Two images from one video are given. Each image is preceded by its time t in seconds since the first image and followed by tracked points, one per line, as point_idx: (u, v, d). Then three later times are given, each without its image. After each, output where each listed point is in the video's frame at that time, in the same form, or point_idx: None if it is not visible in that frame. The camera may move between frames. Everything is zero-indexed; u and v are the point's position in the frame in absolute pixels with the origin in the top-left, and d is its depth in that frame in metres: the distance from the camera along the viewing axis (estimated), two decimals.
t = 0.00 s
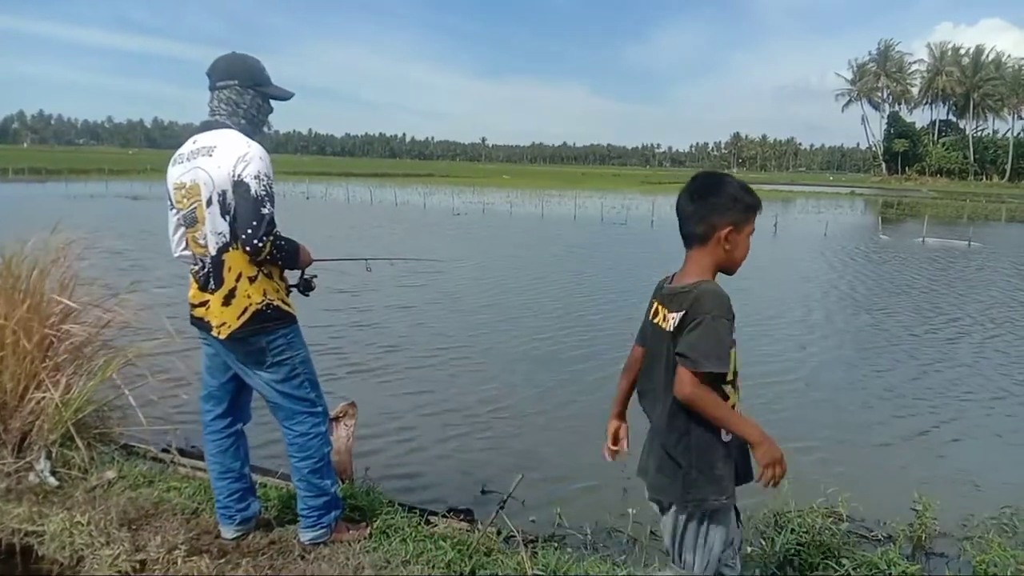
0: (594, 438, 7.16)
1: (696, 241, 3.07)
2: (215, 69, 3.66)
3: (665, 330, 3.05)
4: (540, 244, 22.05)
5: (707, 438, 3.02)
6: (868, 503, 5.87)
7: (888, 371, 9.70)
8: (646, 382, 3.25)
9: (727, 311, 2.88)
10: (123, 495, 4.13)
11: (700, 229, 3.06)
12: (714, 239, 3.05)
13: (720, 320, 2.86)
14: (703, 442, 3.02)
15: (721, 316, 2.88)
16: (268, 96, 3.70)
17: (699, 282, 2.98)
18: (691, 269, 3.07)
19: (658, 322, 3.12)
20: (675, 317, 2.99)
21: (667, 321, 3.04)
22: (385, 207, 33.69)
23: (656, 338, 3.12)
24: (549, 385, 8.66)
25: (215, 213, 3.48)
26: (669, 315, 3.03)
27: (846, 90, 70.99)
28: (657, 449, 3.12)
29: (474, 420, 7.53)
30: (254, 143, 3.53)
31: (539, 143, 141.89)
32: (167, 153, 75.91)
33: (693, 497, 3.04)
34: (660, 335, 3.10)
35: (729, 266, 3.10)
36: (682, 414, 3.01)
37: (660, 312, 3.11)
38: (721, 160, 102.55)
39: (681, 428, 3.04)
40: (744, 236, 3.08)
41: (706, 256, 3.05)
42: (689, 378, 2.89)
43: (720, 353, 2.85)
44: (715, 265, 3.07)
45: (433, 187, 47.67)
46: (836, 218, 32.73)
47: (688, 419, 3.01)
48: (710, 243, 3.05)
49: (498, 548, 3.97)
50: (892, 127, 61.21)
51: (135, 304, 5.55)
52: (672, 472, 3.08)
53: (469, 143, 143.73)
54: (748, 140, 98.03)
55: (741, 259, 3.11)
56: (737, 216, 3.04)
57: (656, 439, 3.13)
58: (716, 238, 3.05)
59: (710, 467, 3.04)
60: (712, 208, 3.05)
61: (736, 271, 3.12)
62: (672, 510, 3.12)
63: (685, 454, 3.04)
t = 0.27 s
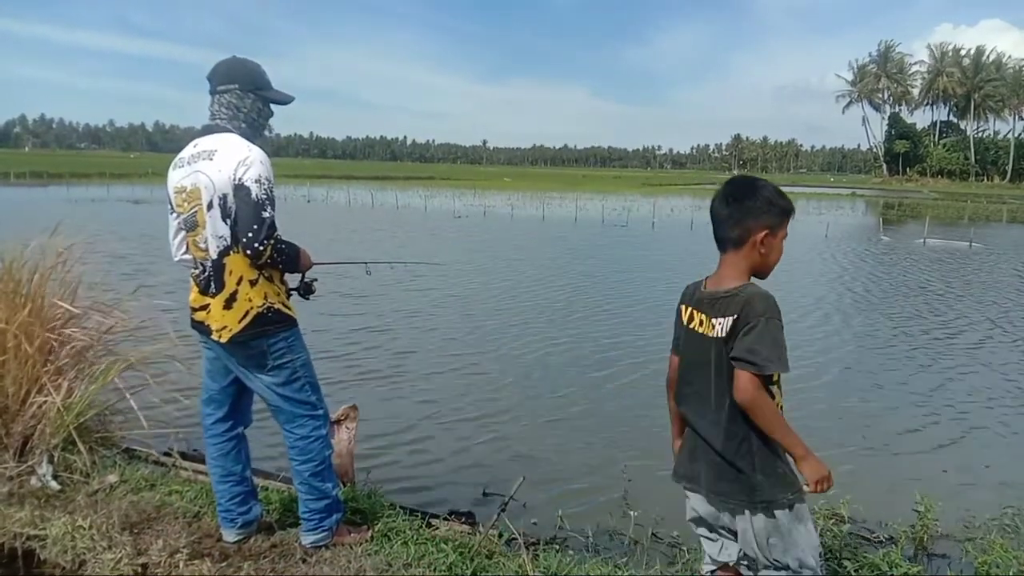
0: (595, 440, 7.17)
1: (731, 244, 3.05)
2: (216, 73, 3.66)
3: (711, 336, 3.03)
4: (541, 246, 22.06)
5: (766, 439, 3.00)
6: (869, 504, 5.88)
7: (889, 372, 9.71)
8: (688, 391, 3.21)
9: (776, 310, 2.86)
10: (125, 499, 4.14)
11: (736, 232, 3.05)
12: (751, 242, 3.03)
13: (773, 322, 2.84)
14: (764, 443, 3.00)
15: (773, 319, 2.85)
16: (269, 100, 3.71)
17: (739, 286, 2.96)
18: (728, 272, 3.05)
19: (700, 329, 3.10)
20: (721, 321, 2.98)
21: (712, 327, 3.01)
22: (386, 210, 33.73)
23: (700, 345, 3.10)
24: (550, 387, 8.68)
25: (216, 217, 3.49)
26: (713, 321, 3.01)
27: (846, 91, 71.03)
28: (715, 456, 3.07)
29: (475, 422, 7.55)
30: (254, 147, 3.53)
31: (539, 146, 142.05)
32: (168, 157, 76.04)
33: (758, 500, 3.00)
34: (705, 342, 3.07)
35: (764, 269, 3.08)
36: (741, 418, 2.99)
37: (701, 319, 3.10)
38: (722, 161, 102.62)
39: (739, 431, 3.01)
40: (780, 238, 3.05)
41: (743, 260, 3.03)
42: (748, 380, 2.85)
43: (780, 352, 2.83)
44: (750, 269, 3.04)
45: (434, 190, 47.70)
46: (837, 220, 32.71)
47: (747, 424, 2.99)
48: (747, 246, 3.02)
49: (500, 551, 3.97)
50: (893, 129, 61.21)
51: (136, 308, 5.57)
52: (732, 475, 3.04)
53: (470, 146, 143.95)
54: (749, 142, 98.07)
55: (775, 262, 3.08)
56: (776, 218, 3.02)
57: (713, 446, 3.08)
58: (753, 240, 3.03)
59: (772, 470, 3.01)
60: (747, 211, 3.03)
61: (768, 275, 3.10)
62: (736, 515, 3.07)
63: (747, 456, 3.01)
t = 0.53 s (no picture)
0: (594, 439, 7.17)
1: (760, 244, 3.15)
2: (217, 71, 3.66)
3: (747, 335, 3.11)
4: (541, 245, 22.05)
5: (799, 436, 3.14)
6: (869, 503, 5.88)
7: (888, 372, 9.71)
8: (718, 391, 3.26)
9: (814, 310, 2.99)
10: (125, 496, 4.14)
11: (764, 231, 3.15)
12: (779, 240, 3.13)
13: (814, 318, 2.97)
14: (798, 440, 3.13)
15: (815, 317, 2.98)
16: (269, 97, 3.70)
17: (775, 285, 3.07)
18: (759, 270, 3.16)
19: (732, 328, 3.18)
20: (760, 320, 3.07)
21: (748, 326, 3.11)
22: (386, 209, 33.71)
23: (735, 344, 3.17)
24: (549, 386, 8.68)
25: (216, 215, 3.48)
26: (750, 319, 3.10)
27: (846, 91, 71.01)
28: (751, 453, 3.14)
29: (474, 420, 7.54)
30: (254, 144, 3.53)
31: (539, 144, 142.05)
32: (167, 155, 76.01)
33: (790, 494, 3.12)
34: (740, 341, 3.15)
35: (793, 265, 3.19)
36: (781, 415, 3.10)
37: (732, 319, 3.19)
38: (721, 160, 102.60)
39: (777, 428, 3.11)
40: (807, 235, 3.16)
41: (774, 260, 3.14)
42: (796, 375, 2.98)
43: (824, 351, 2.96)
44: (780, 266, 3.15)
45: (433, 189, 47.66)
46: (837, 219, 32.68)
47: (787, 420, 3.11)
48: (776, 244, 3.13)
49: (499, 549, 3.97)
50: (892, 128, 61.20)
51: (136, 306, 5.56)
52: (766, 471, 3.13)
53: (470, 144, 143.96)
54: (748, 141, 98.08)
55: (803, 259, 3.20)
56: (803, 216, 3.13)
57: (747, 444, 3.15)
58: (781, 239, 3.13)
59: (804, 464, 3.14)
60: (775, 211, 3.13)
61: (797, 271, 3.22)
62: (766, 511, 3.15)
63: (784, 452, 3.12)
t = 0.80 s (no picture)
0: (594, 440, 7.18)
1: (819, 280, 2.87)
2: (217, 73, 3.66)
3: (800, 355, 2.81)
4: (541, 247, 22.05)
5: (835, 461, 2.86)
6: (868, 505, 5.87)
7: (888, 373, 9.71)
8: (744, 402, 2.94)
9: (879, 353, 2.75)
10: (125, 498, 4.14)
11: (824, 270, 2.87)
12: (840, 279, 2.86)
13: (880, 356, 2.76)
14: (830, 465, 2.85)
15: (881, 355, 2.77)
16: (269, 100, 3.70)
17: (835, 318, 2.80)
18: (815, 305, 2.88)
19: (783, 345, 2.86)
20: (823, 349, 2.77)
21: (805, 347, 2.80)
22: (386, 210, 33.72)
23: (778, 361, 2.86)
24: (549, 388, 8.69)
25: (217, 217, 3.49)
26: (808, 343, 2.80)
27: (846, 93, 71.05)
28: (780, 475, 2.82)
29: (474, 422, 7.55)
30: (255, 146, 3.53)
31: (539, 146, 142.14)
32: (168, 156, 76.05)
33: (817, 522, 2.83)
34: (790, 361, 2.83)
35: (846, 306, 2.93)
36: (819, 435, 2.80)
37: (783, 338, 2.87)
38: (722, 162, 102.67)
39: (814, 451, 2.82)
40: (868, 278, 2.90)
41: (831, 297, 2.88)
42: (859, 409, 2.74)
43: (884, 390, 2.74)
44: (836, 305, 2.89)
45: (434, 190, 47.68)
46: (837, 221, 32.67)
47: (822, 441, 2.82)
48: (838, 283, 2.87)
49: (499, 551, 3.97)
50: (892, 130, 61.22)
51: (136, 308, 5.57)
52: (795, 496, 2.82)
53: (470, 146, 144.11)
54: (748, 143, 98.12)
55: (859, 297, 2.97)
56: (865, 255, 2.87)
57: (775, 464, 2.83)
58: (840, 277, 2.86)
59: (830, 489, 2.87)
60: (836, 250, 2.87)
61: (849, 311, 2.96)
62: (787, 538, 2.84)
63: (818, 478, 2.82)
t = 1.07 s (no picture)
0: (595, 439, 7.19)
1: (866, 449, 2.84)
2: (217, 72, 3.66)
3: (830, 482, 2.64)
4: (541, 246, 22.03)
5: None
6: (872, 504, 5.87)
7: (888, 371, 9.72)
8: (752, 490, 2.76)
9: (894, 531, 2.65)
10: (125, 498, 4.14)
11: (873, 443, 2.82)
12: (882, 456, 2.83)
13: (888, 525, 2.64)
14: None
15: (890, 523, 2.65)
16: (268, 99, 3.70)
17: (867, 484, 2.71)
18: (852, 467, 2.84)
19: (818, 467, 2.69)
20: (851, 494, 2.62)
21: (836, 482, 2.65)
22: (386, 209, 33.72)
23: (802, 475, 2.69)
24: (550, 386, 8.69)
25: (217, 217, 3.49)
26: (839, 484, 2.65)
27: (846, 91, 71.03)
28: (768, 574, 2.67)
29: (474, 420, 7.56)
30: (254, 146, 3.53)
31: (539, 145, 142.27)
32: (168, 156, 76.02)
33: None
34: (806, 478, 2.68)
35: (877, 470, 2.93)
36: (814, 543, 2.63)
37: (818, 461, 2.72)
38: (722, 160, 102.63)
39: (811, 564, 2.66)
40: (909, 454, 2.87)
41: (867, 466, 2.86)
42: None
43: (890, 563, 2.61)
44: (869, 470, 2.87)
45: (433, 189, 47.63)
46: (837, 219, 32.64)
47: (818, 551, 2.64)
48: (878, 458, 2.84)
49: (500, 550, 3.98)
50: (893, 128, 61.16)
51: (136, 307, 5.56)
52: None
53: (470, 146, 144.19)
54: (749, 142, 98.07)
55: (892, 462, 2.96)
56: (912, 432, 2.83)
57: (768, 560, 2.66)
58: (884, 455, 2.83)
59: None
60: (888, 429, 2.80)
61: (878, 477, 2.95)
62: None
63: None
